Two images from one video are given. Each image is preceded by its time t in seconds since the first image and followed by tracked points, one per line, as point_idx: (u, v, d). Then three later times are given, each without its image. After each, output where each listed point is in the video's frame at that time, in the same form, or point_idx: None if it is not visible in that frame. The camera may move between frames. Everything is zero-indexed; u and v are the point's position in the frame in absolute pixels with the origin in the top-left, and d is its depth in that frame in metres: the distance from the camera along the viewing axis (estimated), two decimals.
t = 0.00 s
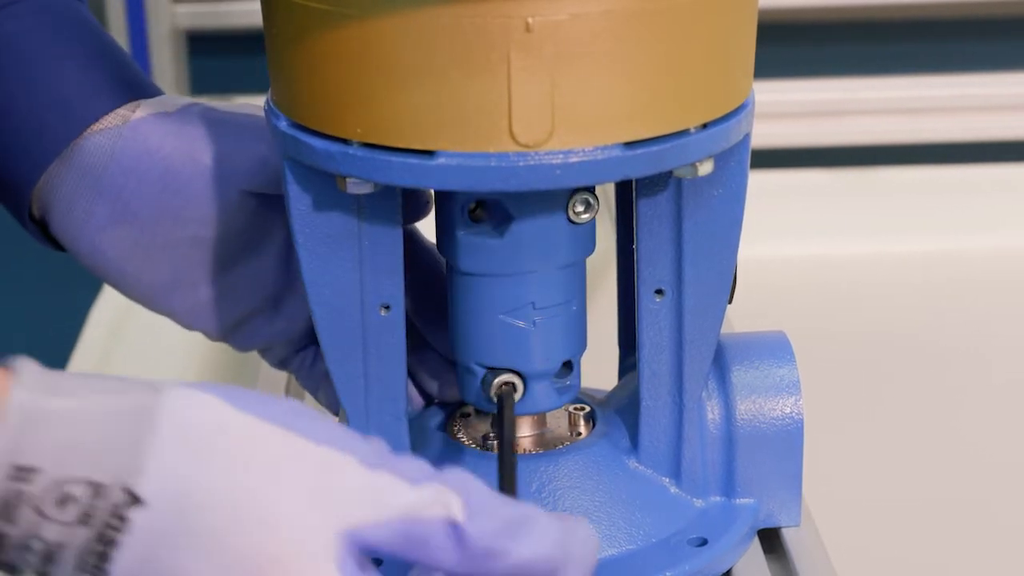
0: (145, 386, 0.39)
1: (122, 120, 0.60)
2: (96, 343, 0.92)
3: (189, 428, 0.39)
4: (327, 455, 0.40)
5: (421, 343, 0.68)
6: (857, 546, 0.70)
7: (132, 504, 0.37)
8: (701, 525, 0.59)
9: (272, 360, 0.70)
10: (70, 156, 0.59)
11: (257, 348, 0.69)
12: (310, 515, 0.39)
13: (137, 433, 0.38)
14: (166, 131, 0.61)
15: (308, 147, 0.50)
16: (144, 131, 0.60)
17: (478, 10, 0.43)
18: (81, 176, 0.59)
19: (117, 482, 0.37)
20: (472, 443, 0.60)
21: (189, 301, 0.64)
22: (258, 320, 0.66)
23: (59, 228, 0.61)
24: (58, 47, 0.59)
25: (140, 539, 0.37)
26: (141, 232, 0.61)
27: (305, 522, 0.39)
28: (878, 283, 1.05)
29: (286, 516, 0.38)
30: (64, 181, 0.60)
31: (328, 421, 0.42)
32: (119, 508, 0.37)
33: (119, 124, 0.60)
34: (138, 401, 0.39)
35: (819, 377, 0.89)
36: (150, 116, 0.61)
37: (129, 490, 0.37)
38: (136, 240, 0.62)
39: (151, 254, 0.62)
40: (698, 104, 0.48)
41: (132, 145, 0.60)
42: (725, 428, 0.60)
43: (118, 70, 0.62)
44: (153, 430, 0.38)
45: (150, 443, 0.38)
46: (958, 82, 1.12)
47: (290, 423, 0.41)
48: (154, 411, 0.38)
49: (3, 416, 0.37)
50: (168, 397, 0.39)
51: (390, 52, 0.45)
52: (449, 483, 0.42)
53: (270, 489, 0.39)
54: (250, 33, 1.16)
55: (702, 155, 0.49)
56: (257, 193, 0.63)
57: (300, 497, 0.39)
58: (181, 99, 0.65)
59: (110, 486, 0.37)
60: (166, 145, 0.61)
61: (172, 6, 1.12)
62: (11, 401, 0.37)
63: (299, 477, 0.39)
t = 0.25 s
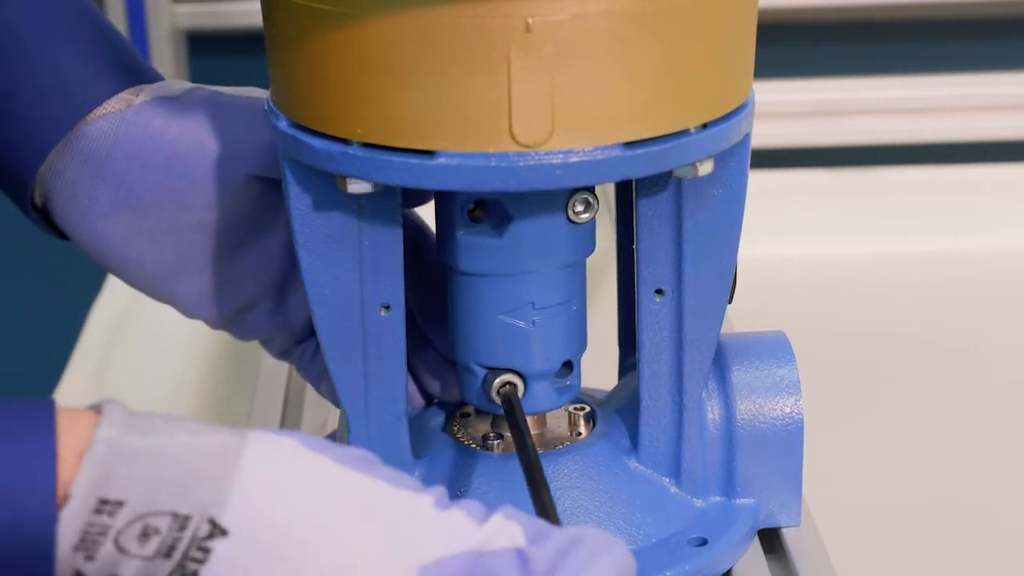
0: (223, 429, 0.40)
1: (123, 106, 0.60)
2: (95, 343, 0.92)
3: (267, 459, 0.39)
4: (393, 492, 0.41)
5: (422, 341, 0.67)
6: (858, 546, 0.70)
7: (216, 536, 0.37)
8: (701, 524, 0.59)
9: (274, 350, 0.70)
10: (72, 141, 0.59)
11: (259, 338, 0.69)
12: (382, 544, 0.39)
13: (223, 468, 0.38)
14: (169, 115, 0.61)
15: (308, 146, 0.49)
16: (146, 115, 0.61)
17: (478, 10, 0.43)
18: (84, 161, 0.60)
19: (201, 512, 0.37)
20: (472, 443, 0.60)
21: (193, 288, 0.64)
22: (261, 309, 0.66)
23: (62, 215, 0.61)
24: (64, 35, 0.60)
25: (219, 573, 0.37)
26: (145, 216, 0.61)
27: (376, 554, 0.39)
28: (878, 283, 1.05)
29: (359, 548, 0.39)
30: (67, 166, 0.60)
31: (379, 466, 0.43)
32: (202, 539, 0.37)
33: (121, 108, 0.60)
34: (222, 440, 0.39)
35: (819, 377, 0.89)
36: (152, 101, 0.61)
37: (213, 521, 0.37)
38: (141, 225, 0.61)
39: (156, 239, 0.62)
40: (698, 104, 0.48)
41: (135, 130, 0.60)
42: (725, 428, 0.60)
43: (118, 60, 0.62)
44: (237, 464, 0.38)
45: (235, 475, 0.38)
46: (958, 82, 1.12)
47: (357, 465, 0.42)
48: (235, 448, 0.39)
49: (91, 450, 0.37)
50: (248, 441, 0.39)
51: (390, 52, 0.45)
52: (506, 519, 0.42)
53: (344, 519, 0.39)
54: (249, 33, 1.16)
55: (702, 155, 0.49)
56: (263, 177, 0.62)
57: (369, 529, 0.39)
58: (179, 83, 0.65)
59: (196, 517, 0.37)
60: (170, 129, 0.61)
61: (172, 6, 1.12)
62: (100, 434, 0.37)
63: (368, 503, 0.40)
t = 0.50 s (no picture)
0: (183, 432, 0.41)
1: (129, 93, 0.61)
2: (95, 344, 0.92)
3: (218, 462, 0.40)
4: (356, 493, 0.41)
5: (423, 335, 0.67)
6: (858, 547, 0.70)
7: (167, 537, 0.38)
8: (702, 525, 0.59)
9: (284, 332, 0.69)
10: (77, 128, 0.60)
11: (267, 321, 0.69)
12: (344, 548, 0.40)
13: (176, 470, 0.39)
14: (175, 102, 0.62)
15: (308, 147, 0.49)
16: (151, 102, 0.61)
17: (478, 10, 0.43)
18: (89, 147, 0.60)
19: (153, 514, 0.39)
20: (472, 443, 0.60)
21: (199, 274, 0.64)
22: (269, 294, 0.66)
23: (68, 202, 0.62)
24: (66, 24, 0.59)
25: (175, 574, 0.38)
26: (151, 203, 0.62)
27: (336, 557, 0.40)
28: (879, 283, 1.05)
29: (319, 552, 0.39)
30: (71, 153, 0.60)
31: (346, 467, 0.44)
32: (155, 540, 0.38)
33: (125, 95, 0.61)
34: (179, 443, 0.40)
35: (819, 376, 0.89)
36: (157, 88, 0.62)
37: (165, 523, 0.39)
38: (146, 212, 0.62)
39: (161, 226, 0.62)
40: (699, 104, 0.48)
41: (140, 117, 0.61)
42: (726, 429, 0.60)
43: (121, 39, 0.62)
44: (191, 466, 0.40)
45: (187, 478, 0.39)
46: (958, 82, 1.12)
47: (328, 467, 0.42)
48: (189, 450, 0.40)
49: (46, 456, 0.39)
50: (205, 441, 0.41)
51: (391, 52, 0.45)
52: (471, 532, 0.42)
53: (303, 520, 0.40)
54: (249, 33, 1.16)
55: (703, 155, 0.49)
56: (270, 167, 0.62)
57: (329, 532, 0.40)
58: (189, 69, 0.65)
59: (148, 520, 0.38)
60: (174, 116, 0.61)
61: (172, 6, 1.12)
62: (55, 440, 0.39)
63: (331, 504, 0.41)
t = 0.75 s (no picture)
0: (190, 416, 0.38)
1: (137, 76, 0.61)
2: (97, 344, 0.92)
3: (239, 445, 0.37)
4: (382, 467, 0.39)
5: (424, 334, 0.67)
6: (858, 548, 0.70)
7: (193, 533, 0.36)
8: (702, 524, 0.59)
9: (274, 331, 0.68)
10: (82, 108, 0.59)
11: (256, 317, 0.67)
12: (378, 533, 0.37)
13: (194, 459, 0.37)
14: (182, 88, 0.61)
15: (310, 146, 0.49)
16: (159, 87, 0.61)
17: (479, 10, 0.43)
18: (94, 127, 0.60)
19: (176, 510, 0.36)
20: (473, 443, 0.60)
21: (195, 263, 0.63)
22: (262, 288, 0.65)
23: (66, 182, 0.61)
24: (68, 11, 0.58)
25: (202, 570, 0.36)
26: (152, 187, 0.61)
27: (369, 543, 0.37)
28: (880, 283, 1.05)
29: (353, 538, 0.37)
30: (76, 132, 0.60)
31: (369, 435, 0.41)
32: (180, 536, 0.35)
33: (133, 77, 0.60)
34: (192, 428, 0.37)
35: (821, 376, 0.89)
36: (167, 73, 0.62)
37: (189, 520, 0.36)
38: (146, 196, 0.61)
39: (161, 211, 0.62)
40: (699, 104, 0.48)
41: (148, 100, 0.60)
42: (726, 429, 0.60)
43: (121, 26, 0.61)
44: (210, 453, 0.37)
45: (206, 467, 0.37)
46: (960, 83, 1.12)
47: (354, 439, 0.40)
48: (205, 435, 0.37)
49: (59, 448, 0.35)
50: (216, 426, 0.38)
51: (392, 52, 0.45)
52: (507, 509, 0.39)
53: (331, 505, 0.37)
54: (251, 33, 1.16)
55: (703, 155, 0.49)
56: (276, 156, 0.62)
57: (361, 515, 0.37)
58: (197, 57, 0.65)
59: (171, 515, 0.36)
60: (181, 102, 0.61)
61: (172, 6, 1.12)
62: (66, 431, 0.35)
63: (360, 486, 0.38)
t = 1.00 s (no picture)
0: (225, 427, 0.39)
1: (148, 73, 0.61)
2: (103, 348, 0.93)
3: (271, 459, 0.38)
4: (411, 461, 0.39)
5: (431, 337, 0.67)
6: (865, 548, 0.69)
7: (234, 544, 0.37)
8: (709, 525, 0.59)
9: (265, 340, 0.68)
10: (91, 100, 0.60)
11: (245, 323, 0.66)
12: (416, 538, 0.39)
13: (228, 475, 0.38)
14: (194, 86, 0.61)
15: (317, 146, 0.50)
16: (170, 85, 0.61)
17: (486, 10, 0.43)
18: (101, 120, 0.60)
19: (217, 522, 0.37)
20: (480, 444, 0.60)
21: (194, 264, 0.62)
22: (254, 295, 0.64)
23: (69, 174, 0.61)
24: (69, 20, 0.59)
25: None
26: (155, 182, 0.61)
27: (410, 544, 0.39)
28: (888, 283, 1.05)
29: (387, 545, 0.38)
30: (83, 124, 0.60)
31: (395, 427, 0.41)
32: (222, 549, 0.37)
33: (144, 72, 0.61)
34: (223, 442, 0.38)
35: (828, 377, 0.89)
36: (179, 70, 0.62)
37: (230, 531, 0.37)
38: (150, 192, 0.61)
39: (165, 208, 0.61)
40: (707, 104, 0.48)
41: (158, 97, 0.61)
42: (733, 430, 0.60)
43: (128, 32, 0.61)
44: (244, 468, 0.38)
45: (242, 482, 0.38)
46: (967, 82, 1.12)
47: (384, 433, 0.40)
48: (236, 449, 0.38)
49: (93, 466, 0.37)
50: (250, 436, 0.39)
51: (399, 52, 0.45)
52: (547, 460, 0.40)
53: (365, 510, 0.38)
54: (258, 33, 1.17)
55: (710, 155, 0.49)
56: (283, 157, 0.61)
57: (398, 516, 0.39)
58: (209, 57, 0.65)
59: (211, 528, 0.37)
60: (191, 99, 0.61)
61: (180, 6, 1.13)
62: (98, 448, 0.37)
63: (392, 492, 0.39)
